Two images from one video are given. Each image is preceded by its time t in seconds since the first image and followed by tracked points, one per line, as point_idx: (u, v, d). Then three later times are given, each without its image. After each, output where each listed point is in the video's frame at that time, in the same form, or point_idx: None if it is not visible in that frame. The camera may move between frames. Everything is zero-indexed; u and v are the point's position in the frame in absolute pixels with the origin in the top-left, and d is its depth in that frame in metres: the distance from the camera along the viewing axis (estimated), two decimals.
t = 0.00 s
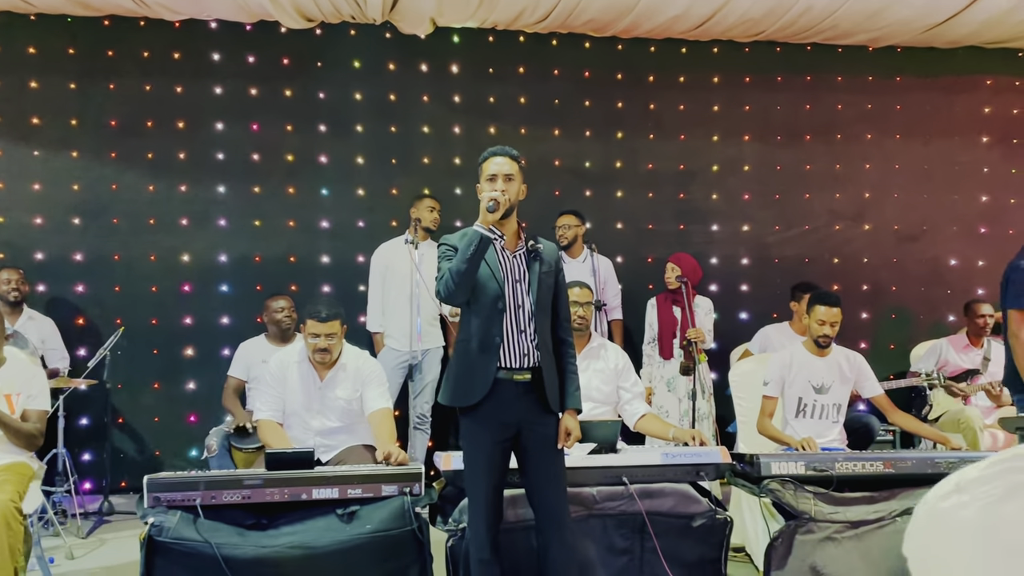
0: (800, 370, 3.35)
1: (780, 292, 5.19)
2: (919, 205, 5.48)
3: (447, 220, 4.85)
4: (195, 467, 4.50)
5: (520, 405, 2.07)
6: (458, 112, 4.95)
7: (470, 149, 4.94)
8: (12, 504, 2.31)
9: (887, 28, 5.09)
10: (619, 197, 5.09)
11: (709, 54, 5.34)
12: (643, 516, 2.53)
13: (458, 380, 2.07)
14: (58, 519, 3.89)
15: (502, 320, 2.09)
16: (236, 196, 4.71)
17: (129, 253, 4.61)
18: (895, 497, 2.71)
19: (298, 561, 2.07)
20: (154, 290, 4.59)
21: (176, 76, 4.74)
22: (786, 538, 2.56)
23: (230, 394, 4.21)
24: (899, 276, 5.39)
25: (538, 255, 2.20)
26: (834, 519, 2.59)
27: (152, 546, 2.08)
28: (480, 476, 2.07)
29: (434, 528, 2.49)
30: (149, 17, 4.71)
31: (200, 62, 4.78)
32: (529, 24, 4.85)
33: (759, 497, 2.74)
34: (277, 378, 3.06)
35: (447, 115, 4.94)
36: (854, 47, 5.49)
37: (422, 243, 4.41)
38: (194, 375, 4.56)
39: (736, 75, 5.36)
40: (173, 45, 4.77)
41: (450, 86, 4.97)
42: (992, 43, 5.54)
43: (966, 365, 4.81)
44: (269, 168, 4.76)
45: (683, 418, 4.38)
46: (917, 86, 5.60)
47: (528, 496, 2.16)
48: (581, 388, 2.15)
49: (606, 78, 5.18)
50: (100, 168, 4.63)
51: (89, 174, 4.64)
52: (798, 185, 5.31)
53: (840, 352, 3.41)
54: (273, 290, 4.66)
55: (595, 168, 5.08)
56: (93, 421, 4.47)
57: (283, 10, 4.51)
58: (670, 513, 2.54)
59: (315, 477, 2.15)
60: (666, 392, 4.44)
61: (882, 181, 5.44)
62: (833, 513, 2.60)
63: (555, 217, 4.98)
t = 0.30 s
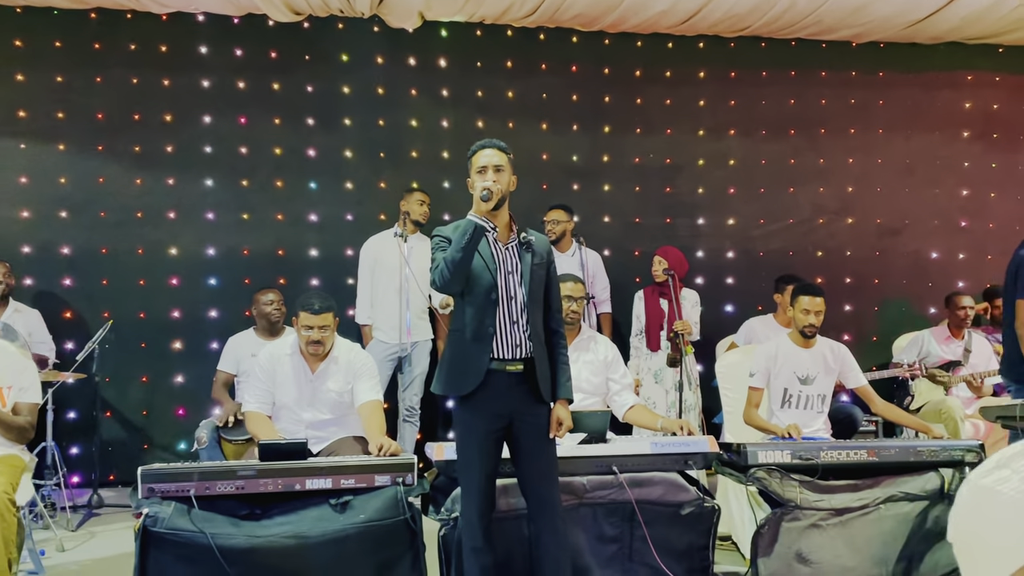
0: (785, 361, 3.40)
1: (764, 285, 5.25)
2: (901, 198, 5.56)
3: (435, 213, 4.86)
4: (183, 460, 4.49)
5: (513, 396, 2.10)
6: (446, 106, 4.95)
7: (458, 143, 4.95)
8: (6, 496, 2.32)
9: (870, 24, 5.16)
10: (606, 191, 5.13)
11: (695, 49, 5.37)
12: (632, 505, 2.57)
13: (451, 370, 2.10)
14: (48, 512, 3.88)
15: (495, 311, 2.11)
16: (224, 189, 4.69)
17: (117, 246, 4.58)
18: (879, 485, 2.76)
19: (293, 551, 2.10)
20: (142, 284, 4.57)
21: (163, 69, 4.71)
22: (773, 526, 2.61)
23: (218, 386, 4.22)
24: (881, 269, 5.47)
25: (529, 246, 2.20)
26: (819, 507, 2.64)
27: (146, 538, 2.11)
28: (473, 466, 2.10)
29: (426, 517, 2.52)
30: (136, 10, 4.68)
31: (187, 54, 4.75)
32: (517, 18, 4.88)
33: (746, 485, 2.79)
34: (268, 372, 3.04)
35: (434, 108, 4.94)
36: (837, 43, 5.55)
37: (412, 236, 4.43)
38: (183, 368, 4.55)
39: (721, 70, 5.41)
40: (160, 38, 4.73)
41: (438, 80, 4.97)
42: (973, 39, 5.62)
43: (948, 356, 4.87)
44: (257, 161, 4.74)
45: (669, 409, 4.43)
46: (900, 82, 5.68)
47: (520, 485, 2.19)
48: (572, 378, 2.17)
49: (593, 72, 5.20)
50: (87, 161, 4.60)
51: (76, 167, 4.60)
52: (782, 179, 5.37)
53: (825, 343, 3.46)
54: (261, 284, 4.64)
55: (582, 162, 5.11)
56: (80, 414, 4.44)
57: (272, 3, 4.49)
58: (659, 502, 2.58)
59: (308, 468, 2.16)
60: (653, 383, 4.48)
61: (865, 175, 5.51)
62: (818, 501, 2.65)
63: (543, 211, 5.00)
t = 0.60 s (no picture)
0: (776, 354, 3.43)
1: (755, 278, 5.29)
2: (890, 192, 5.60)
3: (428, 207, 4.87)
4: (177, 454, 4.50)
5: (507, 388, 2.12)
6: (438, 100, 4.96)
7: (450, 137, 4.95)
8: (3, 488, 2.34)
9: (859, 19, 5.21)
10: (598, 185, 5.15)
11: (686, 43, 5.39)
12: (624, 494, 2.60)
13: (445, 362, 2.12)
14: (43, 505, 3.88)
15: (489, 304, 2.13)
16: (217, 182, 4.68)
17: (110, 240, 4.57)
18: (868, 474, 2.79)
19: (289, 541, 2.12)
20: (135, 277, 4.56)
21: (156, 63, 4.70)
22: (763, 515, 2.65)
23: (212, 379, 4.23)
24: (870, 262, 5.52)
25: (523, 239, 2.23)
26: (808, 496, 2.68)
27: (144, 528, 2.12)
28: (468, 457, 2.12)
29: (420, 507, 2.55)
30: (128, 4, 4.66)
31: (180, 48, 4.73)
32: (509, 12, 4.91)
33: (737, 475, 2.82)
34: (262, 364, 3.06)
35: (427, 103, 4.94)
36: (827, 38, 5.59)
37: (404, 231, 4.43)
38: (177, 361, 4.55)
39: (712, 64, 5.43)
40: (152, 32, 4.71)
41: (430, 74, 4.97)
42: (962, 34, 5.66)
43: (936, 348, 4.94)
44: (250, 155, 4.73)
45: (661, 401, 4.48)
46: (889, 76, 5.72)
47: (515, 475, 2.21)
48: (566, 368, 2.20)
49: (586, 66, 5.21)
50: (79, 155, 4.58)
51: (69, 161, 4.59)
52: (773, 173, 5.40)
53: (815, 335, 3.50)
54: (254, 277, 4.65)
55: (574, 157, 5.12)
56: (74, 408, 4.44)
57: None
58: (651, 491, 2.61)
59: (304, 459, 2.19)
60: (645, 375, 4.54)
61: (854, 168, 5.56)
62: (807, 491, 2.69)
63: (535, 205, 5.03)
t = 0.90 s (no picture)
0: (772, 347, 3.46)
1: (751, 272, 5.32)
2: (886, 187, 5.63)
3: (426, 202, 4.88)
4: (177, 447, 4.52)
5: (504, 378, 2.14)
6: (437, 95, 4.98)
7: (448, 132, 4.97)
8: (6, 479, 2.36)
9: (855, 14, 5.24)
10: (596, 180, 5.17)
11: (683, 39, 5.41)
12: (621, 485, 2.62)
13: (443, 354, 2.14)
14: (44, 498, 3.91)
15: (486, 296, 2.15)
16: (217, 177, 4.70)
17: (110, 234, 4.58)
18: (862, 465, 2.81)
19: (290, 531, 2.14)
20: (136, 272, 4.58)
21: (155, 58, 4.70)
22: (758, 505, 2.67)
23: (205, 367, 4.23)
24: (866, 257, 5.55)
25: (521, 231, 2.24)
26: (803, 487, 2.70)
27: (146, 518, 2.13)
28: (466, 448, 2.14)
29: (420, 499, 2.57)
30: None
31: (179, 43, 4.74)
32: (507, 7, 4.92)
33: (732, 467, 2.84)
34: (260, 358, 3.08)
35: (425, 98, 4.96)
36: (824, 33, 5.62)
37: (401, 225, 4.44)
38: (176, 355, 4.58)
39: (709, 59, 5.45)
40: (152, 27, 4.72)
41: (428, 69, 4.99)
42: (957, 29, 5.68)
43: (931, 342, 4.98)
44: (249, 150, 4.74)
45: (658, 395, 4.49)
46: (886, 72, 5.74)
47: (513, 466, 2.24)
48: (562, 360, 2.22)
49: (583, 61, 5.23)
50: (79, 149, 4.59)
51: (69, 155, 4.59)
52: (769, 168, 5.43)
53: (811, 329, 3.53)
54: (254, 272, 4.67)
55: (571, 152, 5.13)
56: (75, 401, 4.46)
57: None
58: (648, 482, 2.63)
59: (304, 450, 2.21)
60: (642, 369, 4.56)
61: (850, 164, 5.59)
62: (802, 482, 2.71)
63: (532, 199, 5.05)
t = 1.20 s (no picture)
0: (768, 340, 3.47)
1: (750, 266, 5.33)
2: (885, 181, 5.63)
3: (426, 196, 4.89)
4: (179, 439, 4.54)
5: (501, 370, 2.16)
6: (437, 89, 4.98)
7: (448, 126, 4.98)
8: (8, 469, 2.38)
9: (854, 8, 5.27)
10: (595, 174, 5.17)
11: (683, 33, 5.41)
12: (618, 477, 2.63)
13: (441, 346, 2.16)
14: (47, 489, 3.93)
15: (483, 288, 2.17)
16: (218, 171, 4.71)
17: (111, 228, 4.60)
18: (858, 458, 2.82)
19: (289, 520, 2.17)
20: (137, 265, 4.59)
21: (156, 52, 4.71)
22: (754, 497, 2.68)
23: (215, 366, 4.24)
24: (865, 251, 5.56)
25: (517, 224, 2.26)
26: (799, 479, 2.71)
27: (146, 508, 2.16)
28: (463, 439, 2.16)
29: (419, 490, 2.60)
30: None
31: (180, 38, 4.75)
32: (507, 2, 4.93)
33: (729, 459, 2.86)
34: (258, 351, 3.09)
35: (425, 92, 4.96)
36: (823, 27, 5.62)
37: (401, 218, 4.44)
38: (178, 348, 4.60)
39: (709, 54, 5.45)
40: (153, 21, 4.73)
41: (429, 63, 4.99)
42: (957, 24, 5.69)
43: (929, 336, 4.99)
44: (250, 144, 4.75)
45: (657, 388, 4.57)
46: (885, 66, 5.75)
47: (509, 457, 2.26)
48: (559, 352, 2.24)
49: (583, 56, 5.23)
50: (81, 143, 4.61)
51: (70, 149, 4.61)
52: (768, 162, 5.45)
53: (807, 322, 3.54)
54: (254, 265, 4.68)
55: (571, 146, 5.14)
56: (77, 393, 4.48)
57: None
58: (644, 474, 2.65)
59: (302, 441, 2.24)
60: (641, 362, 4.58)
61: (850, 158, 5.60)
62: (798, 474, 2.72)
63: (532, 193, 5.06)
